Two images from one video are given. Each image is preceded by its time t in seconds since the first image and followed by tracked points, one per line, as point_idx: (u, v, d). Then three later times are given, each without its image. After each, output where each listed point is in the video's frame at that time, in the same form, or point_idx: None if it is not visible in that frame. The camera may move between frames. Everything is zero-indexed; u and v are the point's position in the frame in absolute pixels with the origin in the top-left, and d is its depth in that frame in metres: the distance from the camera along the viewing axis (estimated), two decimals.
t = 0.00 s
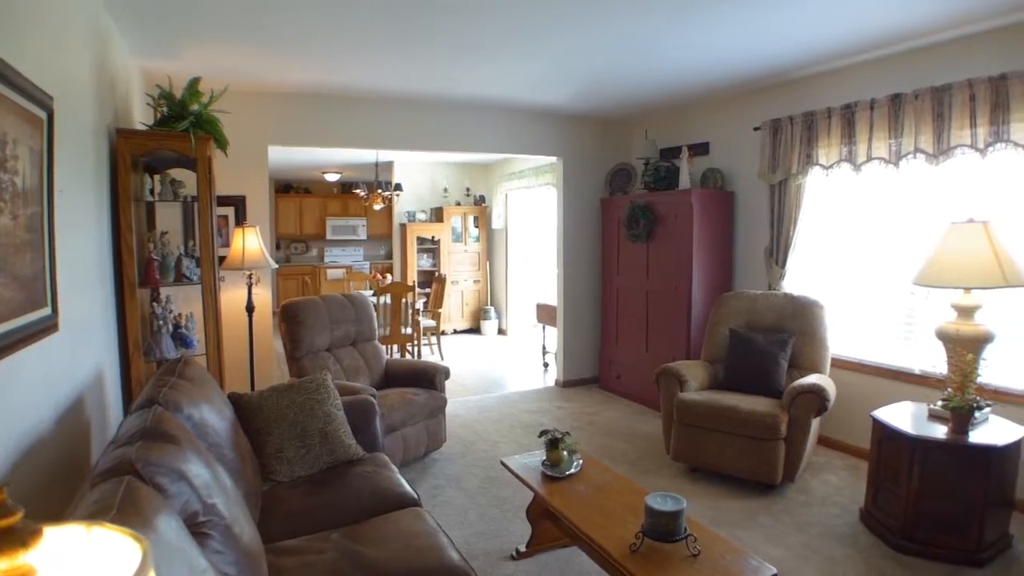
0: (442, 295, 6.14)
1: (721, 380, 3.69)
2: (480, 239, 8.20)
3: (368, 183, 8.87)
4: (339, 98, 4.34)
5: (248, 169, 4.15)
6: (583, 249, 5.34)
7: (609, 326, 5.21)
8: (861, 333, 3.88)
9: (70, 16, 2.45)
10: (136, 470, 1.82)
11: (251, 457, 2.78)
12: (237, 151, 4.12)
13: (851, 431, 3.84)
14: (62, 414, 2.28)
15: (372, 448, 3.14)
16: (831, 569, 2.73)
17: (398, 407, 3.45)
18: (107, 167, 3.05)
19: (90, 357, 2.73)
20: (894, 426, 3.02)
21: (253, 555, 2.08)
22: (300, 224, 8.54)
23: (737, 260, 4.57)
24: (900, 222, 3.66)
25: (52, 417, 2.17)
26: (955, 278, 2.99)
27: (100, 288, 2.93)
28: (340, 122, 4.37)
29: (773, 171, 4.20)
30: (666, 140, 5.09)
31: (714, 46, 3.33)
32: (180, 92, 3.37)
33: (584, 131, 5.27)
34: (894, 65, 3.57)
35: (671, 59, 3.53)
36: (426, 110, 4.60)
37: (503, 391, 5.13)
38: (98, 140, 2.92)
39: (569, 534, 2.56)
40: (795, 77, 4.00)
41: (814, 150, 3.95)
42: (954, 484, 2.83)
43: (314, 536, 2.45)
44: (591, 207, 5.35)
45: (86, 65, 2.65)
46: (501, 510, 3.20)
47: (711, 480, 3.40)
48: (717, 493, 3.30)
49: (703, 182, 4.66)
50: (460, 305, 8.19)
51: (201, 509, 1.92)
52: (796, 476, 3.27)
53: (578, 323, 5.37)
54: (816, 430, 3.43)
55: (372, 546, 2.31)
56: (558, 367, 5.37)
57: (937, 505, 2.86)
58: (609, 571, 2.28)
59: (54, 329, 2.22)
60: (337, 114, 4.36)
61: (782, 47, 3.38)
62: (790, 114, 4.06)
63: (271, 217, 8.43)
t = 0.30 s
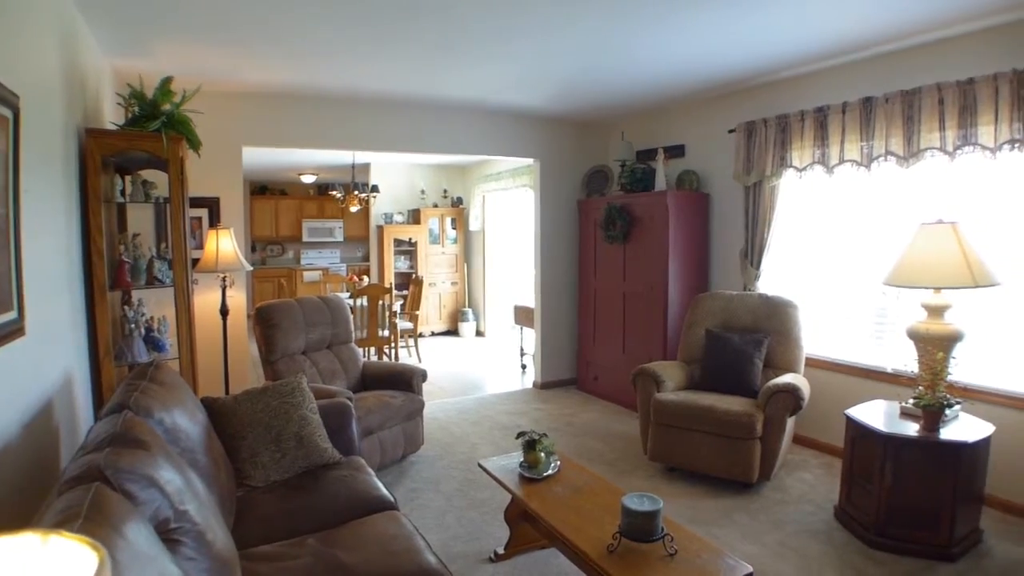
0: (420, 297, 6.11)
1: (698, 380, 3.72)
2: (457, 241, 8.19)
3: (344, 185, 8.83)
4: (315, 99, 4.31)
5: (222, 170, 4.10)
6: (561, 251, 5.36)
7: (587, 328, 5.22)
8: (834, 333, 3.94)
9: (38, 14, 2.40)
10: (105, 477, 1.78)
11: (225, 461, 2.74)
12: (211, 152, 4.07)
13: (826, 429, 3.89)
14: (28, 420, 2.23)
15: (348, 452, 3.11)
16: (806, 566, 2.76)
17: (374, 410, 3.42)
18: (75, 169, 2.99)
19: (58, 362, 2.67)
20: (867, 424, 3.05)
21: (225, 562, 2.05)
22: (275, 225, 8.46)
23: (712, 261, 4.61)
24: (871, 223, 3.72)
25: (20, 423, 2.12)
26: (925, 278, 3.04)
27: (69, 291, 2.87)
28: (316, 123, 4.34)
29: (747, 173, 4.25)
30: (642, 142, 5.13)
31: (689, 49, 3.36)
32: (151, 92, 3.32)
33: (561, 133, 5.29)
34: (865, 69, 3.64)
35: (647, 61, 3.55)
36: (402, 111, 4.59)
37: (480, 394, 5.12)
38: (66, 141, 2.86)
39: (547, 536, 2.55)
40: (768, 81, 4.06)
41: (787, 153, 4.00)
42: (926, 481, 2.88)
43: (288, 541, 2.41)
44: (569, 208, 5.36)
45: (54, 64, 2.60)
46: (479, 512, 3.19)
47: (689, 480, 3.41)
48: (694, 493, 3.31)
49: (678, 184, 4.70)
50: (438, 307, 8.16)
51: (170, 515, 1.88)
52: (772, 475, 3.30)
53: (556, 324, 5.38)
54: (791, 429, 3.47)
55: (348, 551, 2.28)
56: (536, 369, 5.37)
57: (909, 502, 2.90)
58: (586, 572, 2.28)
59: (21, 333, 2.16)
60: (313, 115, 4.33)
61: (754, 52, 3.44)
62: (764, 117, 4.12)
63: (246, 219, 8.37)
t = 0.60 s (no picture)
0: (396, 299, 6.09)
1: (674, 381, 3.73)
2: (434, 243, 8.17)
3: (320, 186, 8.77)
4: (291, 99, 4.28)
5: (194, 170, 4.05)
6: (538, 252, 5.37)
7: (564, 329, 5.23)
8: (807, 334, 3.99)
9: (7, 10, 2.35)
10: (72, 484, 1.74)
11: (197, 466, 2.69)
12: (183, 152, 4.01)
13: (800, 428, 3.94)
14: None
15: (324, 455, 3.08)
16: (781, 564, 2.78)
17: (351, 413, 3.39)
18: (43, 169, 2.93)
19: (26, 365, 2.62)
20: (840, 423, 3.09)
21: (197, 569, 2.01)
22: (250, 226, 8.35)
23: (688, 263, 4.64)
24: (843, 224, 3.78)
25: None
26: (897, 279, 3.08)
27: (38, 294, 2.81)
28: (291, 124, 4.30)
29: (722, 176, 4.29)
30: (618, 144, 5.16)
31: (665, 52, 3.38)
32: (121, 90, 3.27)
33: (538, 135, 5.30)
34: (836, 73, 3.70)
35: (625, 64, 3.57)
36: (378, 113, 4.57)
37: (457, 396, 5.10)
38: (34, 140, 2.79)
39: (524, 538, 2.55)
40: (741, 84, 4.11)
41: (761, 155, 4.05)
42: (897, 479, 2.92)
43: (262, 547, 2.38)
44: (546, 210, 5.38)
45: (22, 62, 2.54)
46: (456, 515, 3.17)
47: (666, 481, 3.43)
48: (670, 493, 3.33)
49: (654, 186, 4.74)
50: (415, 309, 8.14)
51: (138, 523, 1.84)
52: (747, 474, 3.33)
53: (533, 326, 5.38)
54: (766, 428, 3.50)
55: (323, 556, 2.26)
56: (513, 370, 5.37)
57: (882, 500, 2.94)
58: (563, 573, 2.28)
59: None
60: (288, 116, 4.29)
61: (728, 55, 3.48)
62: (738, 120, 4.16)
63: (220, 221, 8.25)
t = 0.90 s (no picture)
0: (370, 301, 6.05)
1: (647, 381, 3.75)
2: (408, 245, 8.15)
3: (291, 186, 8.69)
4: (263, 99, 4.24)
5: (162, 171, 3.98)
6: (512, 253, 5.37)
7: (538, 331, 5.24)
8: (777, 333, 4.04)
9: None
10: (33, 494, 1.69)
11: (165, 473, 2.63)
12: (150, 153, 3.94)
13: (771, 427, 3.99)
14: None
15: (296, 460, 3.04)
16: (754, 562, 2.82)
17: (324, 416, 3.36)
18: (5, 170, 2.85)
19: None
20: (811, 423, 3.12)
21: None
22: (221, 227, 8.25)
23: (661, 264, 4.68)
24: (811, 225, 3.85)
25: None
26: (864, 279, 3.14)
27: None
28: (261, 124, 4.25)
29: (694, 178, 4.33)
30: (592, 146, 5.20)
31: (639, 55, 3.40)
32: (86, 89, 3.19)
33: (511, 137, 5.31)
34: (804, 77, 3.78)
35: (598, 66, 3.59)
36: (351, 114, 4.53)
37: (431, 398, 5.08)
38: None
39: (498, 540, 2.54)
40: (711, 88, 4.16)
41: (732, 158, 4.10)
42: (866, 475, 2.97)
43: (232, 554, 2.34)
44: (521, 211, 5.38)
45: None
46: (430, 518, 3.15)
47: (640, 481, 3.45)
48: (645, 493, 3.35)
49: (627, 188, 4.77)
50: (389, 312, 8.10)
51: (102, 532, 1.80)
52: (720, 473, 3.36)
53: (507, 328, 5.38)
54: (738, 427, 3.54)
55: (295, 562, 2.23)
56: (487, 372, 5.36)
57: (851, 497, 2.99)
58: None
59: None
60: (258, 117, 4.24)
61: (699, 59, 3.52)
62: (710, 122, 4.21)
63: (190, 223, 8.11)
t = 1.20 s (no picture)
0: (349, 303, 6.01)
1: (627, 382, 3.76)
2: (387, 247, 8.11)
3: (268, 188, 8.62)
4: (240, 100, 4.20)
5: (135, 172, 3.93)
6: (492, 255, 5.37)
7: (518, 332, 5.23)
8: (755, 333, 4.08)
9: None
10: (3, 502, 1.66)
11: (140, 479, 2.58)
12: (123, 153, 3.88)
13: (750, 427, 4.03)
14: None
15: (274, 465, 3.00)
16: (733, 560, 2.83)
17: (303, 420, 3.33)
18: None
19: None
20: (789, 422, 3.16)
21: None
22: (198, 229, 8.14)
23: (640, 266, 4.70)
24: (787, 227, 3.89)
25: None
26: (840, 280, 3.17)
27: None
28: (238, 125, 4.21)
29: (672, 179, 4.36)
30: (571, 148, 5.21)
31: (617, 57, 3.42)
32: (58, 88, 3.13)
33: (491, 139, 5.31)
34: (781, 81, 3.82)
35: (578, 68, 3.60)
36: (329, 115, 4.51)
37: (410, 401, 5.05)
38: None
39: (478, 543, 2.53)
40: (689, 91, 4.19)
41: (710, 160, 4.13)
42: (842, 473, 3.01)
43: (208, 561, 2.31)
44: (500, 213, 5.38)
45: None
46: (410, 521, 3.14)
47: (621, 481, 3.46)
48: (625, 494, 3.35)
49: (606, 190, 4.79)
50: (368, 314, 8.06)
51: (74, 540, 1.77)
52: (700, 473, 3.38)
53: (486, 330, 5.38)
54: (718, 427, 3.56)
55: (273, 567, 2.20)
56: (467, 375, 5.35)
57: (828, 495, 3.02)
58: None
59: None
60: (234, 118, 4.20)
61: (679, 61, 3.54)
62: (688, 125, 4.24)
63: (166, 225, 8.00)
